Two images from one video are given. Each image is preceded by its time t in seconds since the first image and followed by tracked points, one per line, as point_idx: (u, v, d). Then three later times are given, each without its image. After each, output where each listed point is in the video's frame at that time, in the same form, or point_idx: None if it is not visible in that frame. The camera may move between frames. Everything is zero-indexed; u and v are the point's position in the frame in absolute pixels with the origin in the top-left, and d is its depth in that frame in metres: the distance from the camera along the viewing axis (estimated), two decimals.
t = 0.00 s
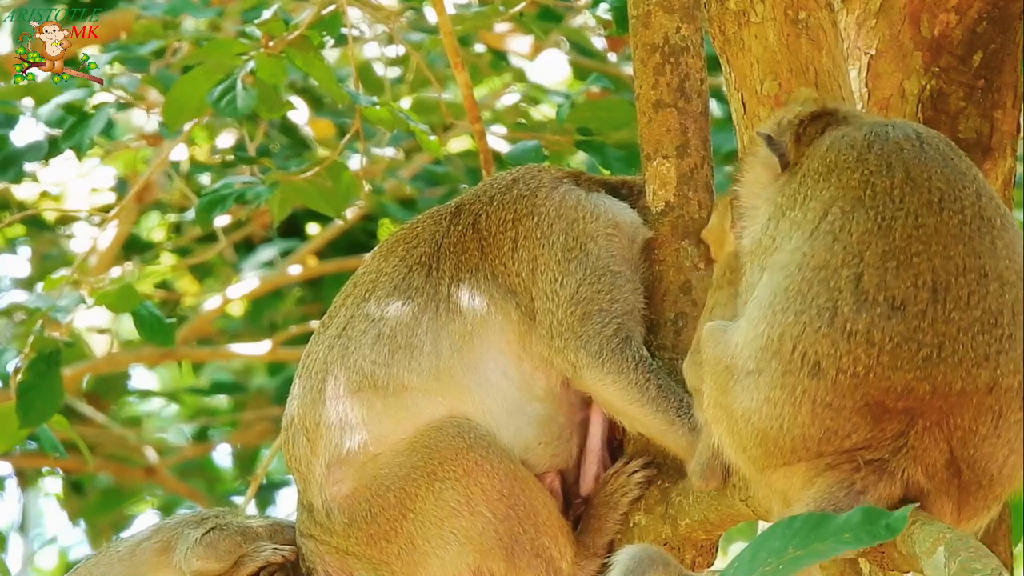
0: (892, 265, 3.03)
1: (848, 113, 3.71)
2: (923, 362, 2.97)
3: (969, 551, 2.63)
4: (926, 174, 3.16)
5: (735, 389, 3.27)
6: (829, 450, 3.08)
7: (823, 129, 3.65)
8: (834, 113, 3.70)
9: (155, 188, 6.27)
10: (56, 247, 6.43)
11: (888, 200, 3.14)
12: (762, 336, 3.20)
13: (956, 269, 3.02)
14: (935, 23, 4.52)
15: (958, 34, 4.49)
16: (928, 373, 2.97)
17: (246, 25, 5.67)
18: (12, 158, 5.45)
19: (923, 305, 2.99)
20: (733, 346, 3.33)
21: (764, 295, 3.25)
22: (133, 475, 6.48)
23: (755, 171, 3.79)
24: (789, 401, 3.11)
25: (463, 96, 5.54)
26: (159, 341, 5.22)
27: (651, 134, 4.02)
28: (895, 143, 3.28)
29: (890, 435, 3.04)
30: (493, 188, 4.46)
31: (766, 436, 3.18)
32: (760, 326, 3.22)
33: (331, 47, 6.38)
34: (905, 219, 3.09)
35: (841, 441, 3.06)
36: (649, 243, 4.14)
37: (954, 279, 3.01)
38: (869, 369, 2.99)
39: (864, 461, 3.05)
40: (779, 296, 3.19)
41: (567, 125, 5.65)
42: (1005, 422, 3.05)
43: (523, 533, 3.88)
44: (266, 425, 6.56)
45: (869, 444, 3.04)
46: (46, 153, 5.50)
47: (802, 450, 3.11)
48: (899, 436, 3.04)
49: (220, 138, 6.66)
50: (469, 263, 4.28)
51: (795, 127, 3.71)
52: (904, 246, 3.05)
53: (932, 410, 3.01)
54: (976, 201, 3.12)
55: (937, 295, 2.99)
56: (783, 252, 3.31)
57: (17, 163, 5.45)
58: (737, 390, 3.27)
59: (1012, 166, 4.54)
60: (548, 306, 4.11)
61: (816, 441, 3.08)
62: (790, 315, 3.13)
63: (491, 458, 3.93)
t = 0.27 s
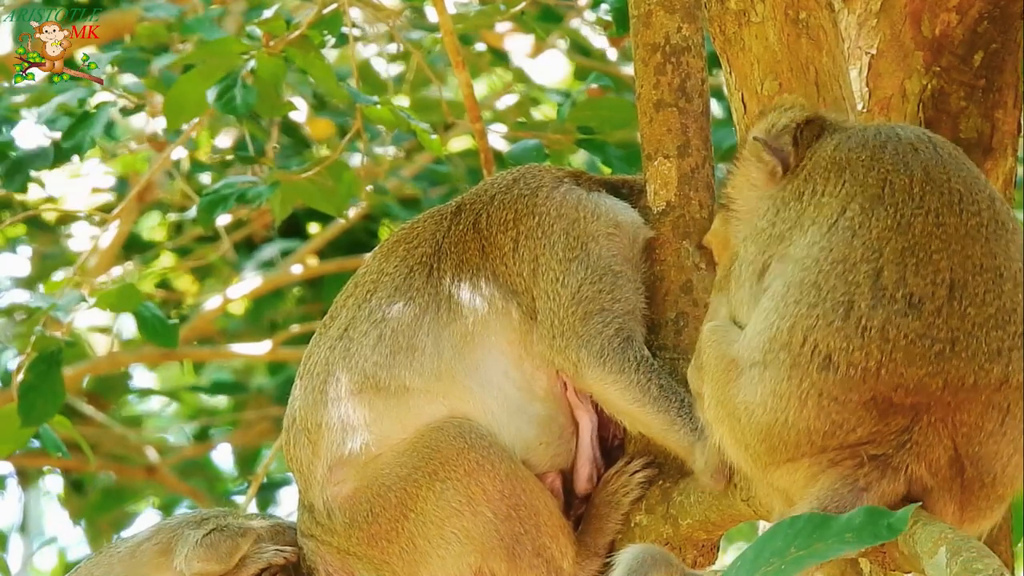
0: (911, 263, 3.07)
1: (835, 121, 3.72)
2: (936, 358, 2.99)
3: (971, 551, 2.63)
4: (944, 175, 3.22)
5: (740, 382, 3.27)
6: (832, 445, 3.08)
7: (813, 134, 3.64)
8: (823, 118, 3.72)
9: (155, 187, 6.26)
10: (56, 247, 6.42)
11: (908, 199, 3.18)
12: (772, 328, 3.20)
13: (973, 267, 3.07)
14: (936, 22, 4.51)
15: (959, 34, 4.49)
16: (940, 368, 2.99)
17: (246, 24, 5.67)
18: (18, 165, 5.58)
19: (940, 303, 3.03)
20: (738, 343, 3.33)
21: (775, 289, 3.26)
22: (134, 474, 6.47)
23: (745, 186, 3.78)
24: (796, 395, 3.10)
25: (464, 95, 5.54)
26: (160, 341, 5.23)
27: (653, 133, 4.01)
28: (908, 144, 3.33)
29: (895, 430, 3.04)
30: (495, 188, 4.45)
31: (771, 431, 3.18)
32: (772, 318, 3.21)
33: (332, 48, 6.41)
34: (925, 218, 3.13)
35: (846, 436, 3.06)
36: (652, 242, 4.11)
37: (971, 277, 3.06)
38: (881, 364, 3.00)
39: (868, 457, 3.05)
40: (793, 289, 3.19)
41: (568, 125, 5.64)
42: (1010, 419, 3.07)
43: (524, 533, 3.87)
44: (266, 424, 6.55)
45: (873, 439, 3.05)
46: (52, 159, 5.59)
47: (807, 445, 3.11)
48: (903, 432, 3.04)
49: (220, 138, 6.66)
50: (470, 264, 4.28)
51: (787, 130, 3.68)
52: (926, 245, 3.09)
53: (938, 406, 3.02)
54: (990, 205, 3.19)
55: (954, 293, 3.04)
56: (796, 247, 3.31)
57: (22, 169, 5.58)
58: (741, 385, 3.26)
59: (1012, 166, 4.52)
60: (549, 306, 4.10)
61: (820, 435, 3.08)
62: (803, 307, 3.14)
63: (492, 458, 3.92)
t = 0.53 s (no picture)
0: (916, 265, 3.08)
1: (827, 120, 3.71)
2: (941, 359, 3.00)
3: (973, 552, 2.63)
4: (947, 178, 3.23)
5: (742, 382, 3.26)
6: (834, 445, 3.08)
7: (803, 139, 3.63)
8: (814, 118, 3.72)
9: (155, 187, 6.25)
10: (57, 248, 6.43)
11: (911, 202, 3.19)
12: (774, 329, 3.20)
13: (978, 268, 3.08)
14: (937, 22, 4.52)
15: (960, 34, 4.49)
16: (945, 369, 3.00)
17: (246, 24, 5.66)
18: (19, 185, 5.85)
19: (944, 304, 3.04)
20: (740, 345, 3.33)
21: (778, 290, 3.27)
22: (133, 474, 6.46)
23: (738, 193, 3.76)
24: (799, 395, 3.10)
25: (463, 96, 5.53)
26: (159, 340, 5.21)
27: (654, 134, 4.00)
28: (909, 147, 3.34)
29: (898, 430, 3.04)
30: (497, 188, 4.45)
31: (773, 432, 3.17)
32: (774, 319, 3.22)
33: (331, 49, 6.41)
34: (930, 220, 3.14)
35: (848, 435, 3.06)
36: (653, 242, 4.11)
37: (976, 278, 3.07)
38: (886, 365, 3.01)
39: (871, 457, 3.05)
40: (796, 291, 3.19)
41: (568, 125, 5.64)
42: (1013, 420, 3.07)
43: (525, 533, 3.87)
44: (266, 425, 6.55)
45: (875, 439, 3.05)
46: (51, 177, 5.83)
47: (809, 445, 3.11)
48: (906, 432, 3.04)
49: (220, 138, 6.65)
50: (472, 264, 4.28)
51: (777, 135, 3.66)
52: (930, 246, 3.10)
53: (940, 406, 3.03)
54: (993, 205, 3.20)
55: (958, 294, 3.05)
56: (800, 250, 3.31)
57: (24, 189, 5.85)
58: (744, 384, 3.26)
59: (1012, 166, 4.52)
60: (550, 306, 4.10)
61: (822, 435, 3.08)
62: (806, 308, 3.14)
63: (493, 458, 3.92)
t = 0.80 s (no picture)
0: (917, 266, 3.09)
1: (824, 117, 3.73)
2: (943, 359, 3.02)
3: (975, 552, 2.63)
4: (948, 178, 3.24)
5: (744, 383, 3.26)
6: (837, 445, 3.08)
7: (802, 135, 3.65)
8: (811, 116, 3.73)
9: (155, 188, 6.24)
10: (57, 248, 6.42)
11: (912, 203, 3.19)
12: (776, 330, 3.20)
13: (979, 268, 3.10)
14: (937, 22, 4.52)
15: (960, 34, 4.50)
16: (949, 369, 3.02)
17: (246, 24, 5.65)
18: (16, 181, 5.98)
19: (947, 304, 3.05)
20: (742, 345, 3.33)
21: (779, 292, 3.27)
22: (133, 475, 6.45)
23: (736, 192, 3.77)
24: (801, 396, 3.10)
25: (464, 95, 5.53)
26: (158, 340, 5.19)
27: (655, 134, 3.99)
28: (909, 147, 3.35)
29: (900, 430, 3.04)
30: (498, 188, 4.45)
31: (775, 432, 3.16)
32: (776, 320, 3.21)
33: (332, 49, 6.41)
34: (932, 221, 3.15)
35: (851, 435, 3.06)
36: (655, 242, 4.11)
37: (978, 278, 3.08)
38: (888, 365, 3.02)
39: (873, 458, 3.05)
40: (798, 292, 3.19)
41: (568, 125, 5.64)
42: (1014, 420, 3.09)
43: (527, 533, 3.87)
44: (266, 425, 6.54)
45: (877, 440, 3.05)
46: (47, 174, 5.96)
47: (812, 446, 3.10)
48: (908, 432, 3.04)
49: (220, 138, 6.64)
50: (473, 263, 4.28)
51: (776, 135, 3.67)
52: (932, 247, 3.11)
53: (943, 406, 3.03)
54: (994, 204, 3.21)
55: (961, 294, 3.06)
56: (800, 252, 3.32)
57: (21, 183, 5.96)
58: (745, 385, 3.25)
59: (1012, 166, 4.52)
60: (552, 306, 4.10)
61: (825, 435, 3.08)
62: (808, 309, 3.14)
63: (496, 458, 3.92)
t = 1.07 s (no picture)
0: (916, 268, 3.10)
1: (817, 118, 3.72)
2: (947, 361, 3.02)
3: (977, 553, 2.63)
4: (941, 180, 3.26)
5: (746, 383, 3.26)
6: (839, 446, 3.07)
7: (793, 143, 3.64)
8: (802, 120, 3.71)
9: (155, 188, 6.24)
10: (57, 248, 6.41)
11: (908, 207, 3.22)
12: (777, 332, 3.20)
13: (979, 269, 3.11)
14: (937, 22, 4.52)
15: (961, 34, 4.49)
16: (952, 371, 3.02)
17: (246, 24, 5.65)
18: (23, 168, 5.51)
19: (948, 305, 3.06)
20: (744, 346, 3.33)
21: (777, 297, 3.28)
22: (133, 475, 6.45)
23: (730, 198, 3.76)
24: (804, 396, 3.10)
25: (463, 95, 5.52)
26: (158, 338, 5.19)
27: (656, 134, 3.98)
28: (901, 153, 3.38)
29: (903, 431, 3.03)
30: (500, 188, 4.46)
31: (778, 431, 3.16)
32: (777, 322, 3.22)
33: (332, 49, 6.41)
34: (930, 224, 3.16)
35: (853, 436, 3.06)
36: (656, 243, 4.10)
37: (978, 279, 3.10)
38: (891, 366, 3.02)
39: (875, 458, 3.04)
40: (799, 294, 3.20)
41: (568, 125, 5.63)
42: (1019, 421, 3.08)
43: (529, 533, 3.86)
44: (266, 425, 6.53)
45: (880, 441, 3.04)
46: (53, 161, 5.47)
47: (814, 446, 3.10)
48: (911, 433, 3.03)
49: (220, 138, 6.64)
50: (475, 264, 4.28)
51: (767, 144, 3.65)
52: (931, 249, 3.13)
53: (946, 408, 3.03)
54: (991, 202, 3.23)
55: (961, 295, 3.07)
56: (800, 258, 3.34)
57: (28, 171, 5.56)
58: (749, 386, 3.25)
59: (1013, 166, 4.51)
60: (555, 306, 4.11)
61: (827, 436, 3.07)
62: (809, 311, 3.15)
63: (497, 458, 3.92)
